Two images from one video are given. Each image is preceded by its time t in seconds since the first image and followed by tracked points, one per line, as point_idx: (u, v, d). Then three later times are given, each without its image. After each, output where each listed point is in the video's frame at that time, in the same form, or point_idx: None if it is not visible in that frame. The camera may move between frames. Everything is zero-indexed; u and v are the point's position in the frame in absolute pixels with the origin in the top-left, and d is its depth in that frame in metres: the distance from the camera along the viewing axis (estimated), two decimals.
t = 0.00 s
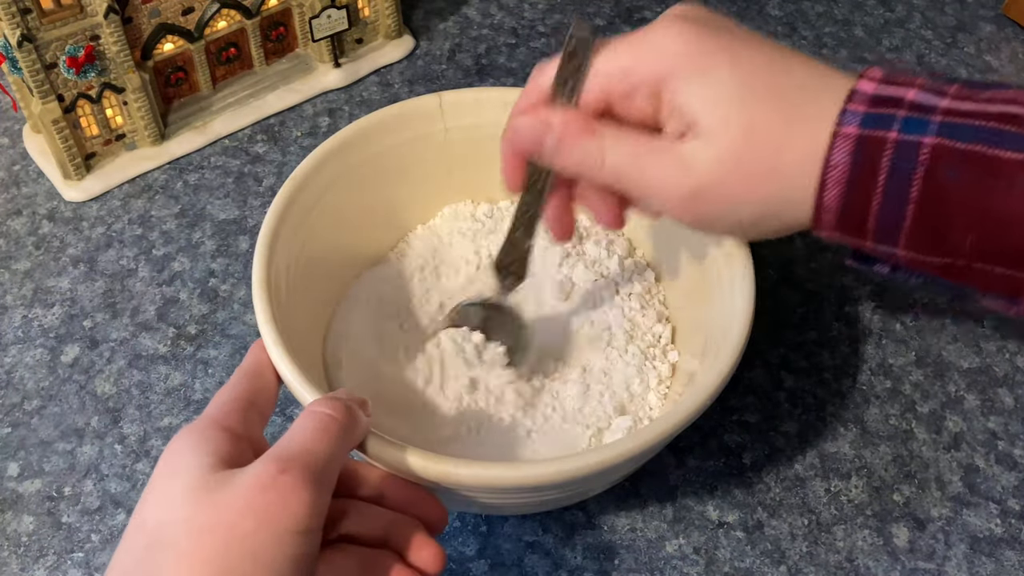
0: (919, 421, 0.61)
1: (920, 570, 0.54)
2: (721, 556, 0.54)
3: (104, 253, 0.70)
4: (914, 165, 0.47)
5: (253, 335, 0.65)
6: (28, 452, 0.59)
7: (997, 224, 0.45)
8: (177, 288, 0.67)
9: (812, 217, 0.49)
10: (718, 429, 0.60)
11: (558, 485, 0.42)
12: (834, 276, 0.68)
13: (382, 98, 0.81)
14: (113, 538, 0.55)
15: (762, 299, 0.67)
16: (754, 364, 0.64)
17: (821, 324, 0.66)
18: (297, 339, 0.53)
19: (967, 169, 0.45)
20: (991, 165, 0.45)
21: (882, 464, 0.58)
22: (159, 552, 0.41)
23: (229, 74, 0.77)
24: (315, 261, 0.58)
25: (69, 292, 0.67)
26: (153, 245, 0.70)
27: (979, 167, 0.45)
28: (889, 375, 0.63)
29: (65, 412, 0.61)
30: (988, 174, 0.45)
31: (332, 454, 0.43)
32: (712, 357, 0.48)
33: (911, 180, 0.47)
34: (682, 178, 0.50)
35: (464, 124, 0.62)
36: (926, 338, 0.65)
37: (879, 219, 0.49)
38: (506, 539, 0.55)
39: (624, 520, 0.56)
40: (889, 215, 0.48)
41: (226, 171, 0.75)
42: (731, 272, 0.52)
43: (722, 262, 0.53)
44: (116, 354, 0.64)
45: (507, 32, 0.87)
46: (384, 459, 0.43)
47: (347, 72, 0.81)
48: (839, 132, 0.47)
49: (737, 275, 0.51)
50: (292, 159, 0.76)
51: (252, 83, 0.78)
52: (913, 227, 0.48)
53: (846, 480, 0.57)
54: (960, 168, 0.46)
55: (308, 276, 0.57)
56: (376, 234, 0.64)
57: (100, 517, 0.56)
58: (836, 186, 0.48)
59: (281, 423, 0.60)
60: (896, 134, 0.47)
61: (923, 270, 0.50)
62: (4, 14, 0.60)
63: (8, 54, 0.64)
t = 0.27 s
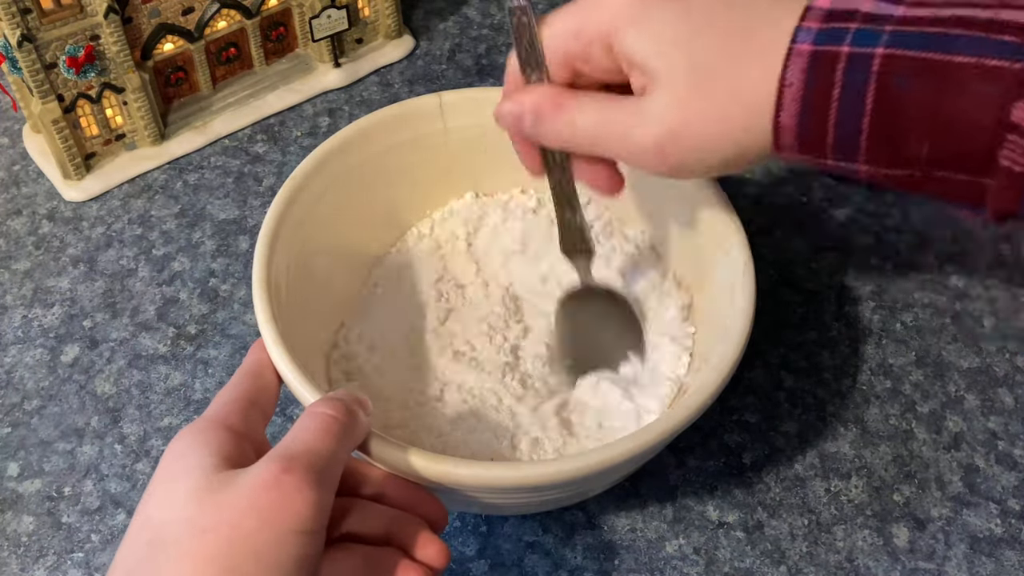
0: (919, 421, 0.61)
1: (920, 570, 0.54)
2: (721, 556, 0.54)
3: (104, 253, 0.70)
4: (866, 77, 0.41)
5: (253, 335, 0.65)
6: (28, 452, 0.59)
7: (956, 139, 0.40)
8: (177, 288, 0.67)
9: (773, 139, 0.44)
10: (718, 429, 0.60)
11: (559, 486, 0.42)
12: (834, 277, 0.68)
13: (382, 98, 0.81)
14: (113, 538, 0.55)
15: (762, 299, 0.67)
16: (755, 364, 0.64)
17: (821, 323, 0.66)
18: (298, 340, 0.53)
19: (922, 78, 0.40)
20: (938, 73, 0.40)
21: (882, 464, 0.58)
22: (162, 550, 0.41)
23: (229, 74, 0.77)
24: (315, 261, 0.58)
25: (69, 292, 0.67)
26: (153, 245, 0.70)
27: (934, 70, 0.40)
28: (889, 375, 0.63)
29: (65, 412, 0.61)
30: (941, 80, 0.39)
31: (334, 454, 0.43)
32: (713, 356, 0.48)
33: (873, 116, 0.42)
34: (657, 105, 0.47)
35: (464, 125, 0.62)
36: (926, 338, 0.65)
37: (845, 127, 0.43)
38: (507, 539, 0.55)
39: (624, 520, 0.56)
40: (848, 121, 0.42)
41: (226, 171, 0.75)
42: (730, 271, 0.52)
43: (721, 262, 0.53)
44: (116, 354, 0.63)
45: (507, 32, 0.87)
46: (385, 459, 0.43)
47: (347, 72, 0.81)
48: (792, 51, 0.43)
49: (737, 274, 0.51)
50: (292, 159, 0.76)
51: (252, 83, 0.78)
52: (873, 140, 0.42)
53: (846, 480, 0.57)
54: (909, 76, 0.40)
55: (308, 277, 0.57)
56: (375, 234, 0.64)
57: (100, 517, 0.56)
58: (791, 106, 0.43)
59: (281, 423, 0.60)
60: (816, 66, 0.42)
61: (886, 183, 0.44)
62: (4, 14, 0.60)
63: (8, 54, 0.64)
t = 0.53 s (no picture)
0: (919, 421, 0.61)
1: (920, 570, 0.54)
2: (721, 556, 0.54)
3: (105, 253, 0.70)
4: (866, 162, 0.37)
5: (254, 334, 0.65)
6: (28, 452, 0.59)
7: (940, 226, 0.35)
8: (178, 288, 0.67)
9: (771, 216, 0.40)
10: (718, 429, 0.60)
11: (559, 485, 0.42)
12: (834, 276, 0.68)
13: (383, 98, 0.81)
14: (113, 538, 0.55)
15: (762, 299, 0.67)
16: (754, 364, 0.64)
17: (821, 323, 0.66)
18: (299, 340, 0.53)
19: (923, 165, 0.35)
20: (935, 163, 0.35)
21: (882, 464, 0.58)
22: (170, 559, 0.41)
23: (229, 74, 0.77)
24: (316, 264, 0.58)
25: (70, 292, 0.67)
26: (153, 245, 0.70)
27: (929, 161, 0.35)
28: (889, 375, 0.63)
29: (65, 412, 0.61)
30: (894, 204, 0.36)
31: (338, 456, 0.43)
32: (715, 354, 0.49)
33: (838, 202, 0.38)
34: (643, 140, 0.43)
35: (464, 125, 0.62)
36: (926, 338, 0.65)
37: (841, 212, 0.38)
38: (506, 539, 0.55)
39: (624, 520, 0.56)
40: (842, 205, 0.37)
41: (226, 171, 0.75)
42: (731, 271, 0.52)
43: (722, 262, 0.53)
44: (116, 354, 0.64)
45: (507, 32, 0.87)
46: (387, 461, 0.43)
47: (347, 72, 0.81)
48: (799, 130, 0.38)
49: (737, 274, 0.51)
50: (292, 159, 0.76)
51: (252, 83, 0.78)
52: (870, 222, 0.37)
53: (846, 480, 0.58)
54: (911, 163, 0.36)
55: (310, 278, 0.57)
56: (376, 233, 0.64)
57: (101, 517, 0.56)
58: (795, 181, 0.38)
59: (281, 423, 0.60)
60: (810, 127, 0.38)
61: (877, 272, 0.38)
62: (4, 14, 0.60)
63: (8, 54, 0.64)
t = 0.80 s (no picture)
0: (919, 421, 0.61)
1: (920, 570, 0.54)
2: (721, 556, 0.54)
3: (104, 253, 0.70)
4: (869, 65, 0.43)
5: (254, 334, 0.65)
6: (28, 452, 0.59)
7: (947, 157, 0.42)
8: (177, 288, 0.67)
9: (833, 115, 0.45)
10: (718, 429, 0.60)
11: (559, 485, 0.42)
12: (834, 277, 0.68)
13: (383, 98, 0.81)
14: (113, 538, 0.55)
15: (762, 299, 0.67)
16: (754, 364, 0.64)
17: (821, 323, 0.66)
18: (301, 341, 0.53)
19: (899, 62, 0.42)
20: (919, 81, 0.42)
21: (882, 464, 0.58)
22: (169, 558, 0.41)
23: (229, 74, 0.77)
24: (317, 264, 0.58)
25: (69, 292, 0.67)
26: (153, 245, 0.70)
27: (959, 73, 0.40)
28: (889, 375, 0.63)
29: (65, 412, 0.61)
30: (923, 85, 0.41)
31: (337, 455, 0.43)
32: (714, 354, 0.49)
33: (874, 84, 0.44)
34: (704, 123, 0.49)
35: (466, 125, 0.62)
36: (926, 338, 0.65)
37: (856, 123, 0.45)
38: (506, 539, 0.55)
39: (624, 520, 0.56)
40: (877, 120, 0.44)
41: (226, 170, 0.75)
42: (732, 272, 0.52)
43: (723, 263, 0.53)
44: (116, 354, 0.63)
45: (507, 32, 0.87)
46: (387, 460, 0.43)
47: (347, 71, 0.81)
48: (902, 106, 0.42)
49: (738, 275, 0.51)
50: (292, 159, 0.76)
51: (252, 82, 0.78)
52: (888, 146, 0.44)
53: (846, 480, 0.58)
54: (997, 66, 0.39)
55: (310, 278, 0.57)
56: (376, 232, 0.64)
57: (101, 517, 0.56)
58: (974, 112, 0.40)
59: (281, 423, 0.60)
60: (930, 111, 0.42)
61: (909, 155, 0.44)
62: (4, 14, 0.60)
63: (8, 54, 0.64)
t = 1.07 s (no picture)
0: (919, 421, 0.61)
1: (920, 570, 0.54)
2: (721, 556, 0.54)
3: (105, 253, 0.70)
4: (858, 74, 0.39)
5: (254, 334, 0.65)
6: (28, 452, 0.59)
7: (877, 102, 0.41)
8: (177, 288, 0.67)
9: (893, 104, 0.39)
10: (718, 429, 0.60)
11: (559, 485, 0.42)
12: (834, 277, 0.68)
13: (382, 98, 0.81)
14: (113, 538, 0.55)
15: (762, 299, 0.67)
16: (754, 364, 0.64)
17: (821, 323, 0.66)
18: (299, 340, 0.53)
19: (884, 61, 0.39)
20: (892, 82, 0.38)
21: (882, 464, 0.58)
22: (172, 561, 0.41)
23: (229, 74, 0.77)
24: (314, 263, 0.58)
25: (70, 292, 0.67)
26: (153, 245, 0.70)
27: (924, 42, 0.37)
28: (889, 375, 0.63)
29: (65, 412, 0.61)
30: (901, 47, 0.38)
31: (340, 456, 0.43)
32: (714, 353, 0.49)
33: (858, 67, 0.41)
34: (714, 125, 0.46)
35: (464, 125, 0.62)
36: (926, 338, 0.65)
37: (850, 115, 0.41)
38: (506, 539, 0.55)
39: (624, 520, 0.56)
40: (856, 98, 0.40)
41: (226, 171, 0.75)
42: (730, 271, 0.52)
43: (720, 261, 0.53)
44: (116, 354, 0.63)
45: (507, 32, 0.87)
46: (387, 460, 0.43)
47: (347, 71, 0.81)
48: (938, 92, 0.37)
49: (736, 274, 0.51)
50: (292, 159, 0.76)
51: (252, 82, 0.78)
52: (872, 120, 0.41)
53: (846, 480, 0.57)
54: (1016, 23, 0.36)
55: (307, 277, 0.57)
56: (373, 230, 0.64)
57: (101, 517, 0.56)
58: (1004, 65, 0.36)
59: (281, 423, 0.60)
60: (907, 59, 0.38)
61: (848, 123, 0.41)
62: (4, 14, 0.60)
63: (8, 54, 0.64)
